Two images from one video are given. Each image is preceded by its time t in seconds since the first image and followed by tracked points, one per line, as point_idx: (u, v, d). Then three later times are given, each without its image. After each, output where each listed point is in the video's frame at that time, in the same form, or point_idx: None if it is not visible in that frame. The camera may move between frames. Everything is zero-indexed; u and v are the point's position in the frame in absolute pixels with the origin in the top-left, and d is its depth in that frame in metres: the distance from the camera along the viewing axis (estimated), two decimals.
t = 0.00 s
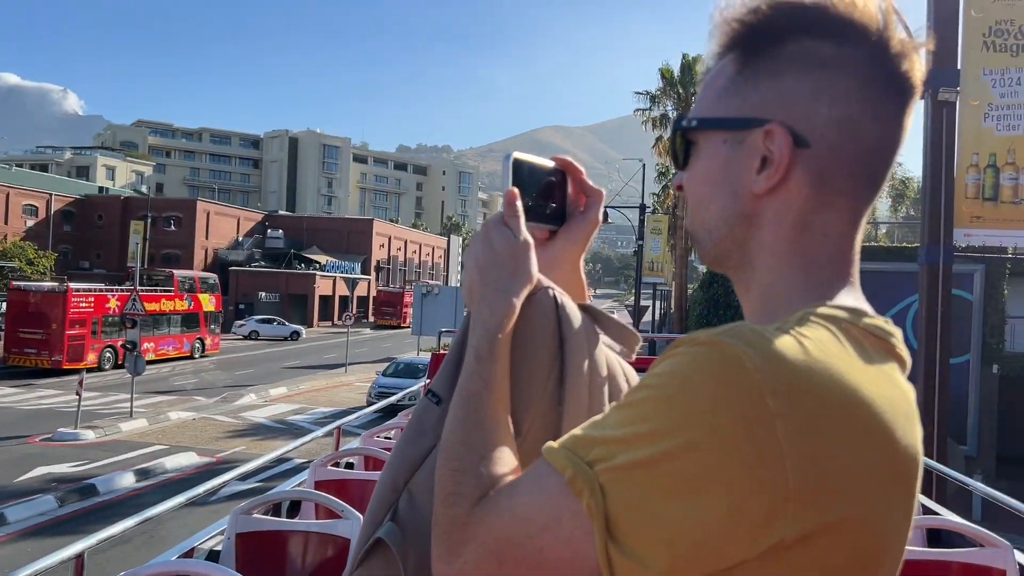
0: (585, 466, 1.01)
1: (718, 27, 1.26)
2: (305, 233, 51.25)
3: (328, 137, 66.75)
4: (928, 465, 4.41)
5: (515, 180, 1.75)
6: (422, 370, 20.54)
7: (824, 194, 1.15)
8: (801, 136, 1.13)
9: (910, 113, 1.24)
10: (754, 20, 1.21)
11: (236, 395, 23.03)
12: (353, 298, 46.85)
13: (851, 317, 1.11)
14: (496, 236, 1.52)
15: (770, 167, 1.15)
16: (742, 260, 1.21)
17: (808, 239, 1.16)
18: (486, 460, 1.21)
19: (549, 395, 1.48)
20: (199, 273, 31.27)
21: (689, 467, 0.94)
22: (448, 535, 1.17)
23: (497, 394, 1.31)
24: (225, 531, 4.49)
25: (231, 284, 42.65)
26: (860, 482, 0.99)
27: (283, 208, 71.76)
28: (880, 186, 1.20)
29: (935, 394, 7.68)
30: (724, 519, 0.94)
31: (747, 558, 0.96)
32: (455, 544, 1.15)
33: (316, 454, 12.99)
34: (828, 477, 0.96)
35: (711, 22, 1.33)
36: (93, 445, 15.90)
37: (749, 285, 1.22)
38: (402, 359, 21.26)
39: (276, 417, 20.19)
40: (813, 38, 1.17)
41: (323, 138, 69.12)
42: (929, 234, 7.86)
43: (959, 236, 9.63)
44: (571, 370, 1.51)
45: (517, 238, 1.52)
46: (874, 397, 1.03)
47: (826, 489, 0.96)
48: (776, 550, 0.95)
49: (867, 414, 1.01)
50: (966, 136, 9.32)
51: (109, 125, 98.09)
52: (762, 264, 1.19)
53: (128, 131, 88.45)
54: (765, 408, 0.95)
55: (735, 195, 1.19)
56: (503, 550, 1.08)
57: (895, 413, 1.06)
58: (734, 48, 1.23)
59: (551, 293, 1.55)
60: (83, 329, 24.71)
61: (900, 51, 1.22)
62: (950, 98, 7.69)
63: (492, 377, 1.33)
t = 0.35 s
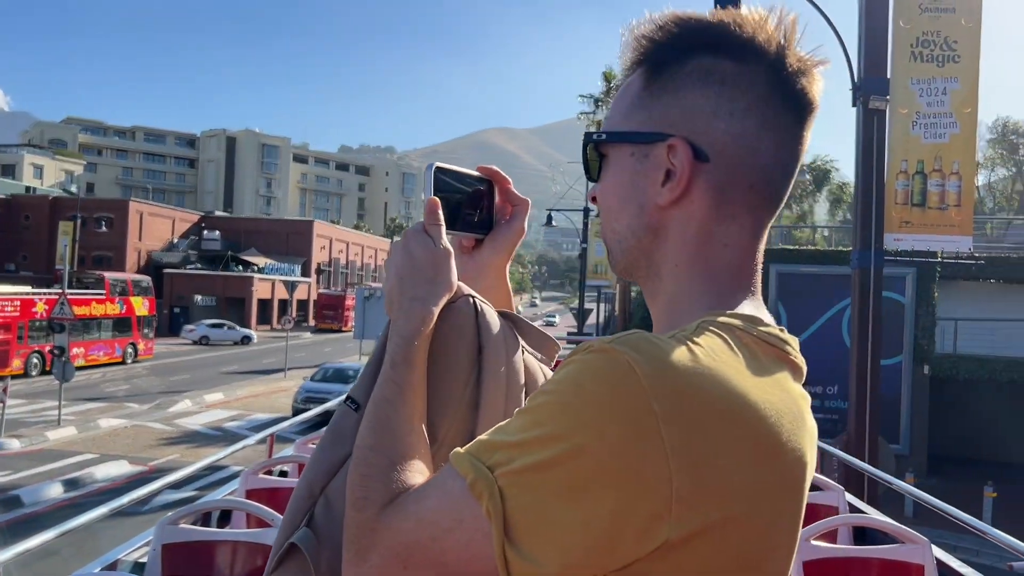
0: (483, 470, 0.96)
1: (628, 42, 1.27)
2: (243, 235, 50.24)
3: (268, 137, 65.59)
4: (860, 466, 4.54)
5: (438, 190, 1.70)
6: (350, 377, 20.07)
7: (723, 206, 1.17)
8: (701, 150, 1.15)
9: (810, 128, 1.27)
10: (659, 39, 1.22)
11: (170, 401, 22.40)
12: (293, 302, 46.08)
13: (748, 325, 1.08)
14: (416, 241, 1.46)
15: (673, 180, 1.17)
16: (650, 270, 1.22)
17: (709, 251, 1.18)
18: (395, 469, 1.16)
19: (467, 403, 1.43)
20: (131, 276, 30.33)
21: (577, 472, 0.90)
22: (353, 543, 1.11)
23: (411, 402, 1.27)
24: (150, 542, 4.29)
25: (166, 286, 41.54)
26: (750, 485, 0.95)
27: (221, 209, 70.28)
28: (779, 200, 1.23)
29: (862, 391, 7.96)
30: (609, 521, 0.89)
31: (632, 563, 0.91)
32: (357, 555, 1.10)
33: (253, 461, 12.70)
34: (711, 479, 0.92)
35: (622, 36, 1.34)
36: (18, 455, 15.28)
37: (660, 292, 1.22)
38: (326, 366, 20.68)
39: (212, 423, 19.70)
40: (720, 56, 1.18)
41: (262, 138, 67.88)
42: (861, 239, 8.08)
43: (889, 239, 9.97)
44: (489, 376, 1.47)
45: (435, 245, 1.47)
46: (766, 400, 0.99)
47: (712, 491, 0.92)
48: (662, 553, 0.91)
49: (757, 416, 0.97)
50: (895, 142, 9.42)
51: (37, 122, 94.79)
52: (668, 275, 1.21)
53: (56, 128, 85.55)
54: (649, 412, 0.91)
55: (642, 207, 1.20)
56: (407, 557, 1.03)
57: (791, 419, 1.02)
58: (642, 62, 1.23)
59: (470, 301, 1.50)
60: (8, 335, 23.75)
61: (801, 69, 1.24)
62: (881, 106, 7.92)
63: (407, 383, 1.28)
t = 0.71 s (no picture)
0: (390, 456, 0.99)
1: (550, 45, 1.36)
2: (218, 236, 49.83)
3: (244, 138, 65.06)
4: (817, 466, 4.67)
5: (373, 188, 1.70)
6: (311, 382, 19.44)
7: (632, 204, 1.26)
8: (608, 150, 1.24)
9: (719, 132, 1.37)
10: (574, 41, 1.31)
11: (144, 404, 22.16)
12: (268, 303, 45.79)
13: (651, 316, 1.16)
14: (344, 238, 1.49)
15: (584, 178, 1.25)
16: (564, 267, 1.32)
17: (619, 245, 1.26)
18: (316, 455, 1.21)
19: (400, 388, 1.48)
20: (104, 278, 29.93)
21: (472, 456, 0.94)
22: (272, 526, 1.14)
23: (335, 392, 1.31)
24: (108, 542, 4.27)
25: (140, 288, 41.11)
26: (636, 464, 1.00)
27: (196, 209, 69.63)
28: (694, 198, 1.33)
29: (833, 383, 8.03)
30: (506, 500, 0.93)
31: (528, 542, 0.96)
32: (276, 538, 1.12)
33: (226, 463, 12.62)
34: (600, 461, 0.97)
35: (543, 39, 1.43)
36: None
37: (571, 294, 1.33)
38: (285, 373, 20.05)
39: (185, 426, 19.53)
40: (626, 56, 1.27)
41: (237, 138, 67.27)
42: (828, 240, 8.16)
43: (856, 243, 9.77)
44: (418, 367, 1.49)
45: (365, 242, 1.49)
46: (657, 382, 1.06)
47: (595, 473, 0.97)
48: (553, 533, 0.96)
49: (648, 397, 1.03)
50: (862, 146, 9.53)
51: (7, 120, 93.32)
52: (578, 272, 1.30)
53: (28, 127, 84.31)
54: (544, 395, 0.95)
55: (556, 203, 1.30)
56: (319, 541, 1.08)
57: (678, 404, 1.08)
58: (562, 61, 1.31)
59: (399, 293, 1.56)
60: None
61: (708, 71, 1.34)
62: (848, 110, 8.05)
63: (330, 373, 1.33)
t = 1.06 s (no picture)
0: (339, 439, 1.15)
1: (501, 46, 1.55)
2: (223, 238, 50.03)
3: (249, 139, 65.28)
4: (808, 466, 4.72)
5: (339, 186, 1.77)
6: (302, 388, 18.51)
7: (577, 199, 1.45)
8: (554, 147, 1.42)
9: (663, 129, 1.58)
10: (525, 43, 1.50)
11: (148, 405, 22.28)
12: (273, 305, 45.94)
13: (591, 307, 1.34)
14: (309, 232, 1.54)
15: (531, 174, 1.44)
16: (517, 258, 1.52)
17: (565, 239, 1.45)
18: (276, 438, 1.31)
19: (361, 382, 1.53)
20: (109, 280, 30.09)
21: (415, 435, 1.10)
22: (233, 507, 1.25)
23: (296, 379, 1.38)
24: (103, 536, 4.36)
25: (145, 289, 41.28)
26: (565, 445, 1.16)
27: (201, 211, 69.83)
28: (639, 194, 1.52)
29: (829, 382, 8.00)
30: (442, 480, 1.10)
31: (467, 518, 1.13)
32: (235, 520, 1.24)
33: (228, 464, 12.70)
34: (529, 442, 1.13)
35: (498, 40, 1.62)
36: None
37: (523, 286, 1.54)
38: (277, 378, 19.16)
39: (189, 427, 19.63)
40: (571, 58, 1.46)
41: (242, 140, 67.44)
42: (826, 240, 8.18)
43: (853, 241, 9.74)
44: (378, 356, 1.55)
45: (330, 236, 1.55)
46: (588, 369, 1.22)
47: (530, 454, 1.13)
48: (487, 509, 1.12)
49: (578, 383, 1.19)
50: (861, 146, 9.32)
51: (14, 122, 93.70)
52: (529, 262, 1.49)
53: (35, 129, 84.77)
54: (477, 383, 1.11)
55: (507, 200, 1.49)
56: (275, 521, 1.21)
57: (611, 386, 1.25)
58: (512, 63, 1.52)
59: (364, 288, 1.61)
60: None
61: (654, 70, 1.55)
62: (845, 110, 8.08)
63: (293, 362, 1.39)
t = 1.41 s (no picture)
0: (355, 435, 1.23)
1: (511, 58, 1.62)
2: (249, 239, 50.56)
3: (274, 141, 65.90)
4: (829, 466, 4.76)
5: (360, 192, 1.86)
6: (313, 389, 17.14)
7: (583, 204, 1.52)
8: (561, 154, 1.50)
9: (667, 135, 1.65)
10: (536, 54, 1.57)
11: (175, 404, 22.59)
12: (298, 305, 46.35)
13: (596, 308, 1.42)
14: (331, 237, 1.63)
15: (539, 180, 1.51)
16: (527, 262, 1.59)
17: (572, 240, 1.52)
18: (298, 433, 1.40)
19: (378, 373, 1.62)
20: (138, 281, 30.56)
21: (425, 429, 1.18)
22: (257, 496, 1.34)
23: (316, 377, 1.47)
24: (130, 532, 4.48)
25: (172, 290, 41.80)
26: (565, 439, 1.24)
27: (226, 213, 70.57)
28: (643, 198, 1.59)
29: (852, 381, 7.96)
30: (450, 472, 1.18)
31: (472, 509, 1.21)
32: (259, 508, 1.33)
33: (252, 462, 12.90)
34: (534, 436, 1.21)
35: (510, 51, 1.70)
36: (25, 458, 15.52)
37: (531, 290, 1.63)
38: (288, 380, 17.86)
39: (215, 426, 19.90)
40: (577, 68, 1.54)
41: (267, 142, 68.10)
42: (849, 238, 8.15)
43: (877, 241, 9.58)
44: (397, 355, 1.64)
45: (351, 240, 1.63)
46: (591, 369, 1.30)
47: (530, 448, 1.21)
48: (492, 500, 1.20)
49: (580, 380, 1.27)
50: (884, 142, 9.29)
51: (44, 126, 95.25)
52: (538, 265, 1.57)
53: (65, 133, 86.15)
54: (482, 379, 1.19)
55: (517, 205, 1.56)
56: (293, 510, 1.29)
57: (614, 385, 1.33)
58: (522, 73, 1.59)
59: (384, 291, 1.69)
60: (16, 339, 23.98)
61: (657, 79, 1.62)
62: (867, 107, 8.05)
63: (314, 360, 1.48)
